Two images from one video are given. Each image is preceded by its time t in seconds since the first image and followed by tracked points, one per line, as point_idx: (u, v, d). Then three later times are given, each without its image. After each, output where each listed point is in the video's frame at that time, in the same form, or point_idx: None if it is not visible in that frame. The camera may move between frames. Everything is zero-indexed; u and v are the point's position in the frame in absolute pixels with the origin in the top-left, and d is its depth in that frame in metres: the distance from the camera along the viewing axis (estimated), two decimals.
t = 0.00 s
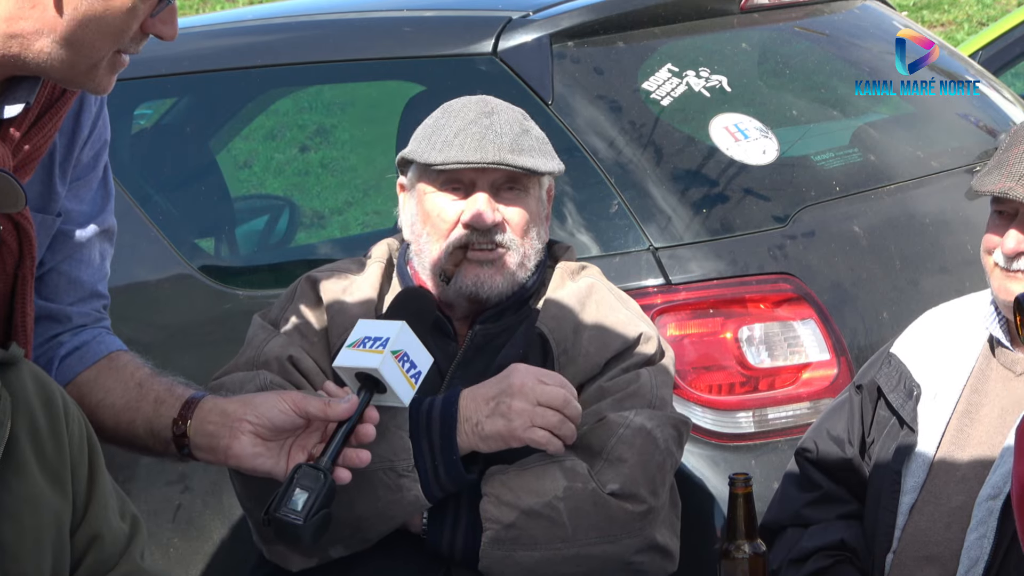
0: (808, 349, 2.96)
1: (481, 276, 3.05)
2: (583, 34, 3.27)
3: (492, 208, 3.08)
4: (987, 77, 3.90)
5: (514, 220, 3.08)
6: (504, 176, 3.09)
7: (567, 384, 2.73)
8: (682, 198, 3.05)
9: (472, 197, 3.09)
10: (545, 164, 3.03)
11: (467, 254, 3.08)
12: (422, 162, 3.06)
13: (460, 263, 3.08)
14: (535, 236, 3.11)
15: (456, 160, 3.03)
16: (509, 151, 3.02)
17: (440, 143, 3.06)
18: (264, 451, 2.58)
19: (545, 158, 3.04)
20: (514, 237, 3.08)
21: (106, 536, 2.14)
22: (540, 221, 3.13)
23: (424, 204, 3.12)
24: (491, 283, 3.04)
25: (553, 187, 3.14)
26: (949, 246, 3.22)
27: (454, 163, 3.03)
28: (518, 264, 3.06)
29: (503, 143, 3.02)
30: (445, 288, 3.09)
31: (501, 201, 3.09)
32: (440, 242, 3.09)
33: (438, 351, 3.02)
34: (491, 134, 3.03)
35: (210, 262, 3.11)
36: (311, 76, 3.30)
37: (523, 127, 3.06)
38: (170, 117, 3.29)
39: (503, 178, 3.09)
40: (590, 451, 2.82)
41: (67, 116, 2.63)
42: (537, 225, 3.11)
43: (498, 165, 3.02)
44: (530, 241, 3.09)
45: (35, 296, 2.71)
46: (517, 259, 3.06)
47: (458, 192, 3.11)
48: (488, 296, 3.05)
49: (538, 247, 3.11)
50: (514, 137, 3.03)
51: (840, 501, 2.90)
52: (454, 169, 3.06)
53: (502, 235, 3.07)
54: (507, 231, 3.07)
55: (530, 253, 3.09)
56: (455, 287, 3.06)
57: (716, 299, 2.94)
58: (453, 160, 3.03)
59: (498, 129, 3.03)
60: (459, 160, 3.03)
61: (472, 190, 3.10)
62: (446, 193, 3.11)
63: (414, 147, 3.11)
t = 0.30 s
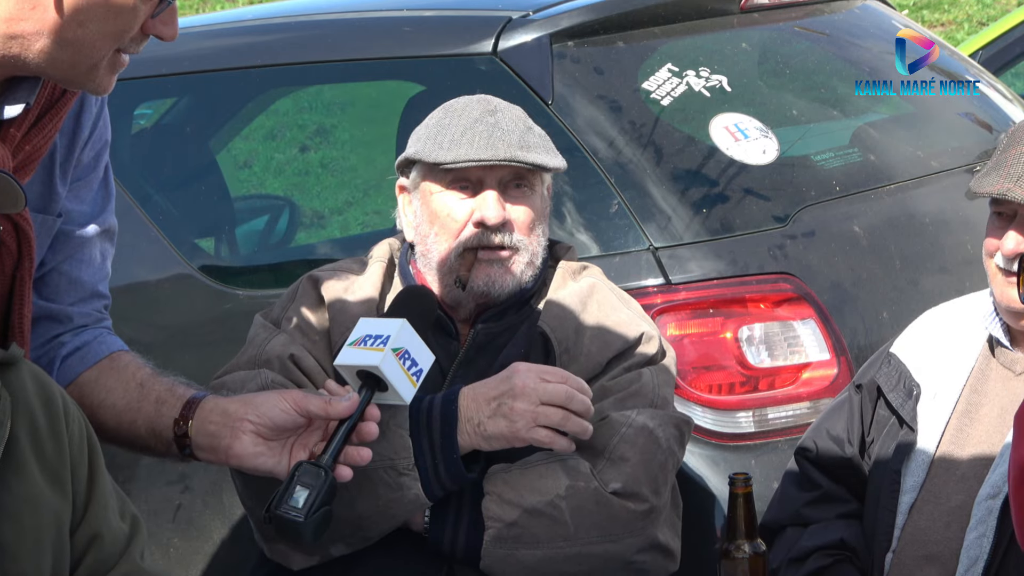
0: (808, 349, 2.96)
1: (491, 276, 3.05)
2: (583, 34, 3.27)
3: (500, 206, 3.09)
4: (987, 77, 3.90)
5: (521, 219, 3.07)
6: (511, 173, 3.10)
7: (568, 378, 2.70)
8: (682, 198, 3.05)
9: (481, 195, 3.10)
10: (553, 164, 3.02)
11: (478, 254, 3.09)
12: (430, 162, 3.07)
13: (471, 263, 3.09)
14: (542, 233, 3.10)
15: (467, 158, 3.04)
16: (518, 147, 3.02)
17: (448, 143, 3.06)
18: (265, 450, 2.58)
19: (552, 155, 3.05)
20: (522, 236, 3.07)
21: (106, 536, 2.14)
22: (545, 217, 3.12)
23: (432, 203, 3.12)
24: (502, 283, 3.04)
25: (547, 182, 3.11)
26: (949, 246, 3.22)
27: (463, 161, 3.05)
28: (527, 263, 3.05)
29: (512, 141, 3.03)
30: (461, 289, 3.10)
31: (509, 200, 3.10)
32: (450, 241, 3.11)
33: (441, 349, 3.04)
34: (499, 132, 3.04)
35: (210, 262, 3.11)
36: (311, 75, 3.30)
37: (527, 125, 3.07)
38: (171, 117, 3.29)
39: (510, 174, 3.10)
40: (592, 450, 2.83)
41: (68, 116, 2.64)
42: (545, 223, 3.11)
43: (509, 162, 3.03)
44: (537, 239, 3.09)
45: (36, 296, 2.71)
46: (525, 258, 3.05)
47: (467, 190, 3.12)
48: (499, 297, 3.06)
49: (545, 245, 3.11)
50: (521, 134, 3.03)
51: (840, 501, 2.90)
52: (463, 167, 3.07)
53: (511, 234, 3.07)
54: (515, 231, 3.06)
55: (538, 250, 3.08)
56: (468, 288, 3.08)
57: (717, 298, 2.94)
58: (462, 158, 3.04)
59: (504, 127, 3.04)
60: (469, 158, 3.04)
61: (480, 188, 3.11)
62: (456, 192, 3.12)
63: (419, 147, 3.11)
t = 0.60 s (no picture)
0: (808, 349, 2.96)
1: (494, 273, 3.05)
2: (583, 34, 3.27)
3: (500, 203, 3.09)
4: (987, 77, 3.90)
5: (522, 216, 3.07)
6: (510, 171, 3.10)
7: (552, 368, 2.55)
8: (682, 198, 3.05)
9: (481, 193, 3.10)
10: (549, 158, 3.03)
11: (479, 252, 3.09)
12: (430, 163, 3.07)
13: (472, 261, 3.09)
14: (543, 230, 3.10)
15: (466, 157, 3.05)
16: (517, 145, 3.02)
17: (446, 142, 3.07)
18: (275, 449, 2.59)
19: (551, 152, 3.05)
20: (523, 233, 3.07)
21: (106, 536, 2.14)
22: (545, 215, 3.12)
23: (433, 203, 3.13)
24: (505, 279, 3.04)
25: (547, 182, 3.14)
26: (949, 246, 3.22)
27: (463, 160, 3.06)
28: (529, 259, 3.05)
29: (512, 138, 3.03)
30: (463, 285, 3.10)
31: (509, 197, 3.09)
32: (451, 241, 3.11)
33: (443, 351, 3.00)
34: (498, 129, 3.04)
35: (210, 262, 3.10)
36: (311, 75, 3.30)
37: (526, 123, 3.07)
38: (171, 117, 3.29)
39: (509, 172, 3.10)
40: (594, 448, 2.83)
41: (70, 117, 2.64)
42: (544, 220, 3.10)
43: (508, 160, 3.02)
44: (538, 237, 3.08)
45: (40, 296, 2.71)
46: (527, 254, 3.05)
47: (466, 190, 3.12)
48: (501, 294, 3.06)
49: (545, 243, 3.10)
50: (520, 131, 3.04)
51: (840, 501, 2.90)
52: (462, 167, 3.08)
53: (512, 231, 3.06)
54: (517, 227, 3.06)
55: (540, 247, 3.09)
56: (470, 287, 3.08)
57: (717, 298, 2.94)
58: (463, 158, 3.05)
59: (502, 126, 3.04)
60: (468, 157, 3.05)
61: (480, 186, 3.11)
62: (456, 191, 3.12)
63: (417, 148, 3.11)
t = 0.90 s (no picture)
0: (809, 349, 2.96)
1: (476, 271, 3.08)
2: (584, 34, 3.26)
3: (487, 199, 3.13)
4: (987, 77, 3.90)
5: (510, 212, 3.11)
6: (499, 167, 3.13)
7: (539, 375, 2.42)
8: (683, 198, 3.05)
9: (468, 187, 3.14)
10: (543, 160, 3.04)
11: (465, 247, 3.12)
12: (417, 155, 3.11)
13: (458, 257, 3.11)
14: (533, 229, 3.12)
15: (450, 151, 3.07)
16: (503, 143, 3.05)
17: (436, 136, 3.09)
18: (278, 444, 2.59)
19: (542, 151, 3.06)
20: (512, 229, 3.10)
21: (107, 536, 2.14)
22: (538, 215, 3.14)
23: (422, 198, 3.14)
24: (487, 279, 3.07)
25: (553, 183, 3.17)
26: (950, 246, 3.22)
27: (447, 154, 3.07)
28: (514, 258, 3.08)
29: (497, 134, 3.05)
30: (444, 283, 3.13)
31: (497, 193, 3.14)
32: (439, 236, 3.11)
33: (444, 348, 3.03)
34: (485, 125, 3.06)
35: (211, 262, 3.10)
36: (312, 75, 3.30)
37: (523, 119, 3.08)
38: (172, 117, 3.29)
39: (498, 168, 3.13)
40: (593, 448, 2.83)
41: (74, 116, 2.64)
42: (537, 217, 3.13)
43: (491, 156, 3.06)
44: (528, 234, 3.11)
45: (43, 296, 2.71)
46: (512, 253, 3.08)
47: (454, 184, 3.15)
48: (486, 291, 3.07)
49: (537, 240, 3.13)
50: (509, 128, 3.05)
51: (840, 501, 2.90)
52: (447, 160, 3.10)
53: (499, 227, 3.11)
54: (503, 224, 3.10)
55: (528, 245, 3.11)
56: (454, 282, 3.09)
57: (717, 298, 2.94)
58: (447, 151, 3.07)
59: (492, 122, 3.05)
60: (452, 151, 3.07)
61: (467, 181, 3.15)
62: (445, 186, 3.15)
63: (410, 141, 3.15)
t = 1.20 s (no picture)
0: (808, 349, 2.96)
1: (459, 266, 3.07)
2: (583, 34, 3.26)
3: (474, 197, 3.13)
4: (987, 77, 3.90)
5: (498, 210, 3.12)
6: (489, 167, 3.14)
7: (542, 368, 2.45)
8: (682, 198, 3.05)
9: (455, 184, 3.13)
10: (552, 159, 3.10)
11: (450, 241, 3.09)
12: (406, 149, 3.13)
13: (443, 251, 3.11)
14: (523, 229, 3.12)
15: (435, 147, 3.08)
16: (489, 140, 3.05)
17: (426, 133, 3.11)
18: (272, 446, 2.58)
19: (530, 153, 3.06)
20: (499, 227, 3.11)
21: (105, 537, 2.14)
22: (532, 216, 3.16)
23: (413, 193, 3.15)
24: (471, 274, 3.07)
25: (559, 187, 3.19)
26: (949, 245, 3.22)
27: (434, 150, 3.08)
28: (500, 255, 3.09)
29: (484, 133, 3.05)
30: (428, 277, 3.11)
31: (485, 191, 3.15)
32: (426, 231, 3.12)
33: (442, 348, 3.04)
34: (474, 124, 3.06)
35: (210, 262, 3.10)
36: (311, 75, 3.30)
37: (518, 119, 3.08)
38: (171, 117, 3.28)
39: (487, 168, 3.14)
40: (592, 449, 2.83)
41: (73, 116, 2.64)
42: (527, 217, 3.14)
43: (475, 153, 3.06)
44: (516, 233, 3.12)
45: (41, 296, 2.71)
46: (499, 250, 3.09)
47: (444, 181, 3.15)
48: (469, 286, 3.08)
49: (528, 240, 3.13)
50: (498, 128, 3.06)
51: (840, 501, 2.90)
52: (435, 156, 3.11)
53: (486, 225, 3.12)
54: (491, 221, 3.12)
55: (516, 245, 3.11)
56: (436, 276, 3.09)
57: (717, 298, 2.94)
58: (434, 147, 3.08)
59: (483, 121, 3.06)
60: (437, 147, 3.08)
61: (456, 178, 3.14)
62: (434, 182, 3.15)
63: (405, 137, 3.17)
